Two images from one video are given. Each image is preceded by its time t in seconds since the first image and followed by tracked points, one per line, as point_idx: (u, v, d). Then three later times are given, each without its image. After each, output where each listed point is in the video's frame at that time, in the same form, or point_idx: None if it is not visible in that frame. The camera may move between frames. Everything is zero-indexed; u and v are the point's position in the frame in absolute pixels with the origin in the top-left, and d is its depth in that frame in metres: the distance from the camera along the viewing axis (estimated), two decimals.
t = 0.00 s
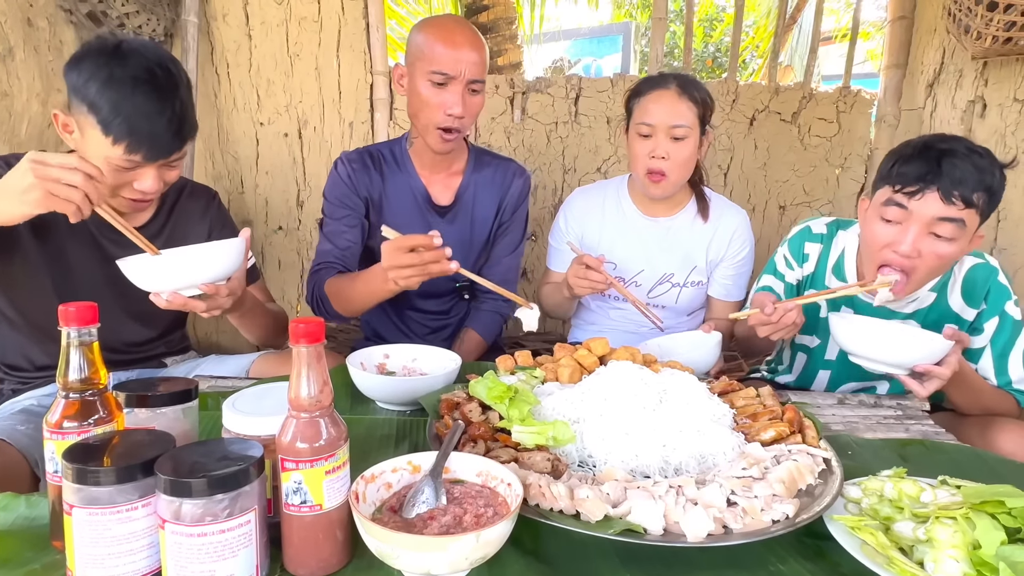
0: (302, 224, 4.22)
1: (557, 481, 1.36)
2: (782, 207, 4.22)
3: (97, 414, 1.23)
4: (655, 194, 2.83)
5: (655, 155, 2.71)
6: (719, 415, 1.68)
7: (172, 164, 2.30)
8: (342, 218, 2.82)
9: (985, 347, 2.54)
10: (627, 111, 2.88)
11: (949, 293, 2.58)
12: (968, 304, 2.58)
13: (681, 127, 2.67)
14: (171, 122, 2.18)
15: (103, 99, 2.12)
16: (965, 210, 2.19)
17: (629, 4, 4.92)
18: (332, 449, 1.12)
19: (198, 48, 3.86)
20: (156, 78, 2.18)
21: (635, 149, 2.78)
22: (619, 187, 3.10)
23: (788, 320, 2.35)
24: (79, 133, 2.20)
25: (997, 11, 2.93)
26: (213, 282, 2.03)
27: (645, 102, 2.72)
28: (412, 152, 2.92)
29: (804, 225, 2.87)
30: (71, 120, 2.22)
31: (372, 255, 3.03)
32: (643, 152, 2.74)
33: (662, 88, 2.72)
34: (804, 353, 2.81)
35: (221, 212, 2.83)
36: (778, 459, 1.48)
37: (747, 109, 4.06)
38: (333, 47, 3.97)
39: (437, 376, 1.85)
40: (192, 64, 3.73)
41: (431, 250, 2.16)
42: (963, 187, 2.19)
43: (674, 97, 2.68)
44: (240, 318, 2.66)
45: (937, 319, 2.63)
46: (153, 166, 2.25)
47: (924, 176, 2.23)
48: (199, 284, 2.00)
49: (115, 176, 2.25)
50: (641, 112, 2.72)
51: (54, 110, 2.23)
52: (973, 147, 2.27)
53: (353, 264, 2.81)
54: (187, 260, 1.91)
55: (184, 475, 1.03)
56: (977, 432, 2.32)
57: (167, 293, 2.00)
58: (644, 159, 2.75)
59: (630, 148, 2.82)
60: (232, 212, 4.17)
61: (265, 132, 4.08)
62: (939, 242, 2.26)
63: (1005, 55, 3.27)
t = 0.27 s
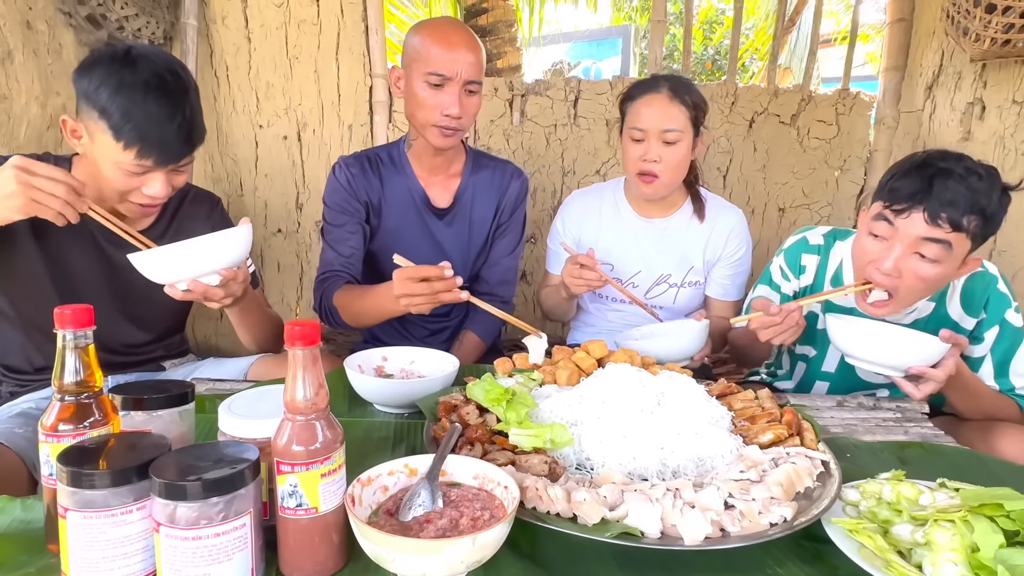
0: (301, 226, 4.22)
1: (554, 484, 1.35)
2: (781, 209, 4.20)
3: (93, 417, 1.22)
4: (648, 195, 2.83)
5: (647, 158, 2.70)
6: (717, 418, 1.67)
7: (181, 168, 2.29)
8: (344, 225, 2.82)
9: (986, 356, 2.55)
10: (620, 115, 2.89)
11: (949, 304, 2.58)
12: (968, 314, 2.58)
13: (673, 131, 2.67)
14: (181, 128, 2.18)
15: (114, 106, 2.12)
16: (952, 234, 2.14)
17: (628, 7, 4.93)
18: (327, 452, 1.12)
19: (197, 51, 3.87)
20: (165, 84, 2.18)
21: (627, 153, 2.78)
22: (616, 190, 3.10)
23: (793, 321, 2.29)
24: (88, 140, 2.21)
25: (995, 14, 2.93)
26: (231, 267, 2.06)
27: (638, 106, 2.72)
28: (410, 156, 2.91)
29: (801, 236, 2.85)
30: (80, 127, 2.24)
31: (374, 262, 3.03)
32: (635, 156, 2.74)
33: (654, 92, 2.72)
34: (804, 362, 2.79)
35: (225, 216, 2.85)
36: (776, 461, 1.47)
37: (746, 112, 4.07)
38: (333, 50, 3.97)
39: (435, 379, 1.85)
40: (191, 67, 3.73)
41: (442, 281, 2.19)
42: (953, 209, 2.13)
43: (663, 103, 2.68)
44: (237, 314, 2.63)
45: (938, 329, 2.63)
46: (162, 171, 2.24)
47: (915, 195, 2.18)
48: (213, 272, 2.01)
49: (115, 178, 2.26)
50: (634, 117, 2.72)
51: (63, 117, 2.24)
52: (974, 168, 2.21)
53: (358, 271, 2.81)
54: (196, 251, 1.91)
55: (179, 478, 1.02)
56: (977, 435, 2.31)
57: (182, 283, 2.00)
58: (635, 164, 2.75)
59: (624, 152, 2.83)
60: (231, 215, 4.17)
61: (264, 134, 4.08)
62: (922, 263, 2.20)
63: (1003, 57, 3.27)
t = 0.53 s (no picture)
0: (302, 229, 4.22)
1: (553, 488, 1.35)
2: (782, 212, 4.20)
3: (93, 422, 1.22)
4: (647, 202, 2.84)
5: (645, 165, 2.71)
6: (717, 422, 1.67)
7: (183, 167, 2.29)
8: (345, 229, 2.82)
9: (989, 357, 2.52)
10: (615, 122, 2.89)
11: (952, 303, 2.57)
12: (971, 314, 2.56)
13: (670, 138, 2.67)
14: (180, 126, 2.18)
15: (114, 105, 2.13)
16: (940, 230, 2.14)
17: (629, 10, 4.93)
18: (327, 457, 1.12)
19: (198, 54, 3.88)
20: (165, 82, 2.19)
21: (624, 160, 2.79)
22: (614, 193, 3.11)
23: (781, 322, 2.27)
24: (90, 140, 2.21)
25: (995, 16, 2.94)
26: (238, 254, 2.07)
27: (633, 113, 2.72)
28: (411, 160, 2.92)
29: (804, 237, 2.84)
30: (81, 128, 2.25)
31: (375, 267, 3.02)
32: (632, 164, 2.75)
33: (649, 98, 2.72)
34: (805, 365, 2.80)
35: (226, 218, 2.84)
36: (776, 466, 1.47)
37: (746, 114, 4.07)
38: (333, 53, 3.97)
39: (435, 382, 1.85)
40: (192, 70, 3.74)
41: (458, 287, 2.20)
42: (940, 205, 2.14)
43: (660, 109, 2.68)
44: (240, 306, 2.64)
45: (941, 330, 2.60)
46: (163, 169, 2.24)
47: (902, 191, 2.19)
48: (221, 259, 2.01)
49: (116, 180, 2.26)
50: (629, 124, 2.72)
51: (65, 120, 2.25)
52: (964, 163, 2.21)
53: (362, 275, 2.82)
54: (199, 240, 1.90)
55: (179, 484, 1.02)
56: (978, 439, 2.31)
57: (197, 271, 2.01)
58: (633, 170, 2.76)
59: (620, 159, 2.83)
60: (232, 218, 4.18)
61: (265, 137, 4.09)
62: (913, 258, 2.21)
63: (1003, 59, 3.27)
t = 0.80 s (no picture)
0: (302, 235, 4.22)
1: (552, 501, 1.35)
2: (781, 218, 4.20)
3: (92, 436, 1.23)
4: (646, 208, 2.84)
5: (642, 175, 2.72)
6: (716, 433, 1.67)
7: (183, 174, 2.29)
8: (345, 239, 2.82)
9: (986, 357, 2.55)
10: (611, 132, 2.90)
11: (953, 303, 2.58)
12: (971, 314, 2.57)
13: (667, 148, 2.68)
14: (178, 132, 2.18)
15: (112, 111, 2.13)
16: (937, 210, 2.21)
17: (629, 16, 4.95)
18: (326, 472, 1.12)
19: (199, 61, 3.89)
20: (164, 88, 2.20)
21: (621, 170, 2.80)
22: (612, 201, 3.11)
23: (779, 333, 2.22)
24: (90, 148, 2.21)
25: (994, 24, 2.94)
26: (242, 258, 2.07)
27: (629, 122, 2.72)
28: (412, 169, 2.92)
29: (803, 240, 2.85)
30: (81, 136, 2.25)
31: (377, 276, 3.03)
32: (629, 173, 2.76)
33: (645, 108, 2.72)
34: (806, 367, 2.79)
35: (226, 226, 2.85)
36: (775, 478, 1.47)
37: (745, 121, 4.08)
38: (334, 59, 3.98)
39: (434, 393, 1.85)
40: (193, 76, 3.75)
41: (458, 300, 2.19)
42: (934, 188, 2.20)
43: (657, 117, 2.68)
44: (240, 311, 2.63)
45: (941, 329, 2.61)
46: (163, 175, 2.23)
47: (895, 179, 2.26)
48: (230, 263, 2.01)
49: (115, 189, 2.26)
50: (626, 134, 2.72)
51: (64, 128, 2.25)
52: (953, 150, 2.28)
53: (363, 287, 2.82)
54: (203, 247, 1.90)
55: (178, 500, 1.02)
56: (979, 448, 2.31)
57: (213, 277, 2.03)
58: (631, 180, 2.77)
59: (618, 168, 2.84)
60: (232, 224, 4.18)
61: (266, 143, 4.10)
62: (915, 241, 2.26)
63: (1002, 66, 3.27)
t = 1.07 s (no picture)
0: (301, 235, 4.22)
1: (550, 505, 1.36)
2: (780, 219, 4.20)
3: (91, 440, 1.23)
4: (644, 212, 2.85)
5: (640, 177, 2.73)
6: (713, 435, 1.68)
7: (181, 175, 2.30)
8: (339, 244, 2.84)
9: (978, 353, 2.52)
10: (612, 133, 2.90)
11: (944, 298, 2.57)
12: (962, 309, 2.55)
13: (665, 150, 2.69)
14: (176, 135, 2.19)
15: (109, 115, 2.14)
16: (918, 193, 2.30)
17: (627, 16, 4.95)
18: (325, 476, 1.13)
19: (197, 62, 3.89)
20: (160, 91, 2.21)
21: (621, 171, 2.80)
22: (611, 203, 3.12)
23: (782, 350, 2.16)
24: (87, 151, 2.22)
25: (991, 26, 2.94)
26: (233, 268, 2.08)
27: (628, 124, 2.73)
28: (411, 172, 2.93)
29: (791, 242, 2.85)
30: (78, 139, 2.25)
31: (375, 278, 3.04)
32: (629, 175, 2.76)
33: (645, 110, 2.72)
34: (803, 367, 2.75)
35: (224, 228, 2.85)
36: (772, 481, 1.48)
37: (744, 121, 4.09)
38: (332, 60, 3.98)
39: (433, 395, 1.85)
40: (192, 78, 3.75)
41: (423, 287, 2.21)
42: (913, 170, 2.31)
43: (656, 119, 2.69)
44: (233, 320, 2.62)
45: (933, 324, 2.60)
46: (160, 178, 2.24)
47: (876, 165, 2.37)
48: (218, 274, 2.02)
49: (114, 191, 2.27)
50: (624, 136, 2.73)
51: (62, 130, 2.25)
52: (929, 136, 2.38)
53: (349, 291, 2.83)
54: (198, 254, 1.91)
55: (177, 504, 1.03)
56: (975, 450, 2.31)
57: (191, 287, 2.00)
58: (630, 182, 2.77)
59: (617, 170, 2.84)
60: (231, 225, 4.19)
61: (265, 144, 4.10)
62: (900, 224, 2.34)
63: (999, 68, 3.26)
